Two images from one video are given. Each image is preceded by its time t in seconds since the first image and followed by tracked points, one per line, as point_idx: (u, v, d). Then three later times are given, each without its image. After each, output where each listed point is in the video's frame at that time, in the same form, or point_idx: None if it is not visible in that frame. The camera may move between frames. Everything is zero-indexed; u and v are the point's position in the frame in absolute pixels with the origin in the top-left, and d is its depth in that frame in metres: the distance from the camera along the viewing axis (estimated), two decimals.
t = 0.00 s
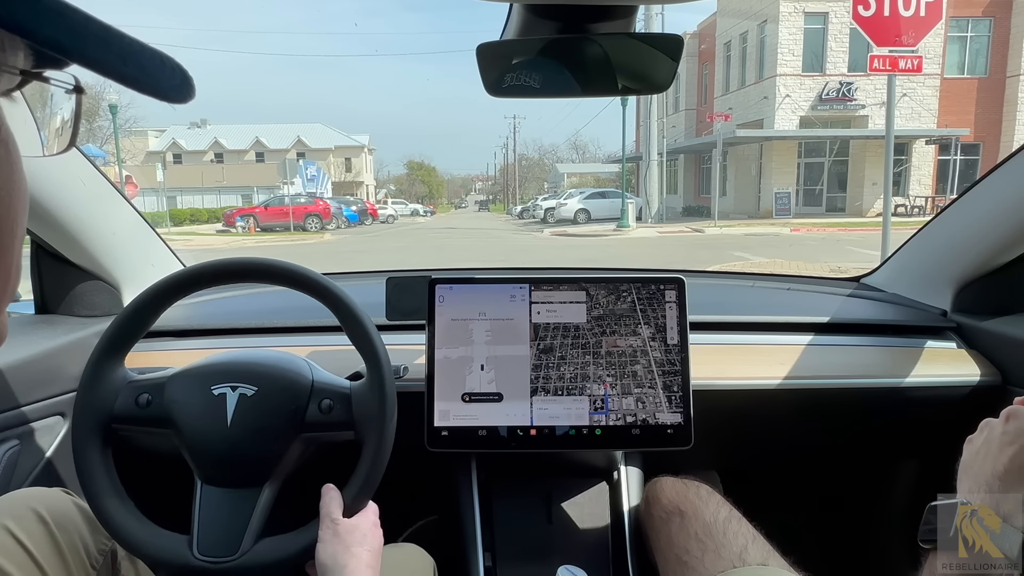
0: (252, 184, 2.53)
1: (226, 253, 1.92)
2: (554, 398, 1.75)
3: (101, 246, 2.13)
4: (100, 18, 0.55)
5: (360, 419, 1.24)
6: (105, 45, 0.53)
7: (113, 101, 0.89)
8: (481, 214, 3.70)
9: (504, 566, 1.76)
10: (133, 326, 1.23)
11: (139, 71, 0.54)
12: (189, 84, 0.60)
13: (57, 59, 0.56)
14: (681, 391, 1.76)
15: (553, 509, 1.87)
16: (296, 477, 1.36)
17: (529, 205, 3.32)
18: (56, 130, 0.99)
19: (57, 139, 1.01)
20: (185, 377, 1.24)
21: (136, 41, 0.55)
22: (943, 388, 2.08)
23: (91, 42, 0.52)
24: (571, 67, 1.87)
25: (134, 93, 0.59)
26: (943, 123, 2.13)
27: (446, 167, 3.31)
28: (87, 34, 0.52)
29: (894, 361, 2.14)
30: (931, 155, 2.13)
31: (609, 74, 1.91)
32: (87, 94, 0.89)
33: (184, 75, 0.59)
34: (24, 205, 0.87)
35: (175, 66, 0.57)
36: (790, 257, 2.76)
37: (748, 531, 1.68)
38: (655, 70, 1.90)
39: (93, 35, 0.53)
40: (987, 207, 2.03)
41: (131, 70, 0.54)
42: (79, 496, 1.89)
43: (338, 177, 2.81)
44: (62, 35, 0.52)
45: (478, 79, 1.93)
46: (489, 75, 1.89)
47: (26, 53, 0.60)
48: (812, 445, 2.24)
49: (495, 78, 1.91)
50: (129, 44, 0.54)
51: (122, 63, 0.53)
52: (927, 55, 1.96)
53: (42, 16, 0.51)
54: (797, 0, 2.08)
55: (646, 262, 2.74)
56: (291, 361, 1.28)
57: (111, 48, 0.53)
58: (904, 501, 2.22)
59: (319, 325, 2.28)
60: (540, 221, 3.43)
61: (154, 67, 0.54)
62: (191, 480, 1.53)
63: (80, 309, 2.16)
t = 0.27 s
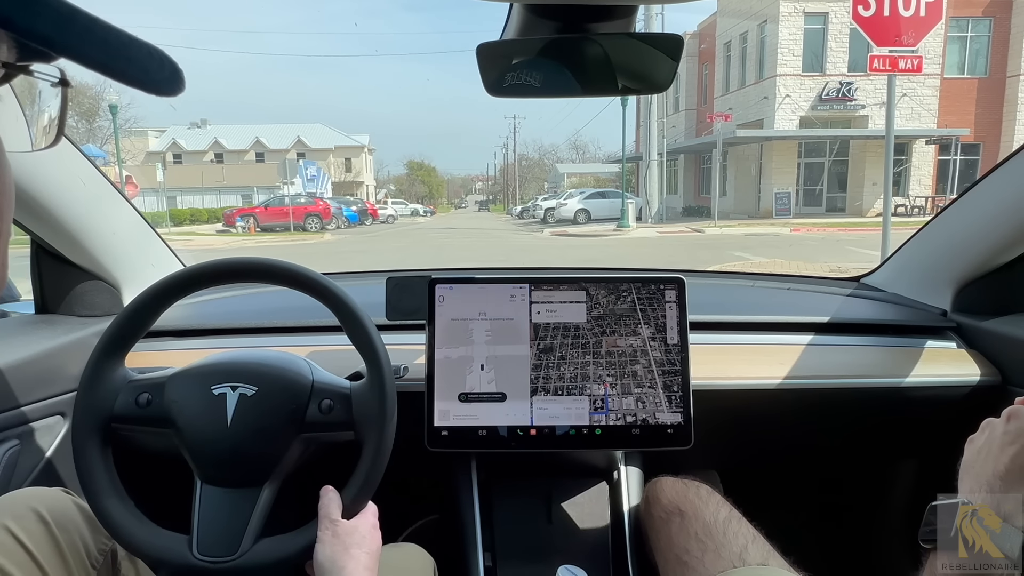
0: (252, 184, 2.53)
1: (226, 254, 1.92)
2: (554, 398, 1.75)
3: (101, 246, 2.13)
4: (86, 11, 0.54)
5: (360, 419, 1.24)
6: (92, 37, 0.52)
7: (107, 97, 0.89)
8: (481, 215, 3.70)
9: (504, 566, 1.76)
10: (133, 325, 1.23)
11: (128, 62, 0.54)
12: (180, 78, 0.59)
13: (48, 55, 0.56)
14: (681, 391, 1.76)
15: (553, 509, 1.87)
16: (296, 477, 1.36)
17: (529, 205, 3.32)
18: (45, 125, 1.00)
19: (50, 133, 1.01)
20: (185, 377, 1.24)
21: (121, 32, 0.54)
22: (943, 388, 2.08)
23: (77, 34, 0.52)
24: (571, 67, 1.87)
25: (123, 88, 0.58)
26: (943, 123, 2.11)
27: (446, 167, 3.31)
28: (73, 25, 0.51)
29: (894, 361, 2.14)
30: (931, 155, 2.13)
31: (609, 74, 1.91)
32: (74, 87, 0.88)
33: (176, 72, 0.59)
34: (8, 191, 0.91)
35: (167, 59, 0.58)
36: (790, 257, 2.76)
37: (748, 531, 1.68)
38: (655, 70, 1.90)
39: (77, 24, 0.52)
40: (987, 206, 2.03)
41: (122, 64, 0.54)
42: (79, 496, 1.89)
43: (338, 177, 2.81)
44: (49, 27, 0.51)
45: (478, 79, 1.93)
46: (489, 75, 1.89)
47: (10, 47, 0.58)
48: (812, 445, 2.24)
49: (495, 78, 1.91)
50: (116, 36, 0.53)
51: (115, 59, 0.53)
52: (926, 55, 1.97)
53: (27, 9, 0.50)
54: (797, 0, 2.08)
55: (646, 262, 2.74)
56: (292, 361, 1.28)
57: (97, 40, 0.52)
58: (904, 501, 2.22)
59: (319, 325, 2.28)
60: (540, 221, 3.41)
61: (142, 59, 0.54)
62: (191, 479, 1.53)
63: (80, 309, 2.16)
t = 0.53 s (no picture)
0: (252, 184, 2.52)
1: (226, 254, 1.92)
2: (554, 398, 1.75)
3: (100, 247, 2.13)
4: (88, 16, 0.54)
5: (360, 418, 1.24)
6: (94, 45, 0.52)
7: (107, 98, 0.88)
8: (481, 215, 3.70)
9: (504, 566, 1.76)
10: (133, 326, 1.23)
11: (129, 70, 0.54)
12: (182, 85, 0.59)
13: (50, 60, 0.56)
14: (681, 391, 1.76)
15: (553, 509, 1.87)
16: (296, 477, 1.36)
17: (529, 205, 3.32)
18: (47, 125, 1.00)
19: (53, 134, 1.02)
20: (185, 377, 1.24)
21: (124, 39, 0.55)
22: (943, 388, 2.08)
23: (80, 42, 0.52)
24: (570, 67, 1.87)
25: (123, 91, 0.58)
26: (944, 123, 2.10)
27: (446, 167, 3.31)
28: (75, 33, 0.51)
29: (894, 361, 2.14)
30: (932, 155, 2.13)
31: (609, 74, 1.92)
32: (74, 89, 0.88)
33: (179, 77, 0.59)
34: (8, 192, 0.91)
35: (167, 64, 0.57)
36: (790, 257, 2.76)
37: (748, 531, 1.68)
38: (654, 70, 1.90)
39: (80, 34, 0.52)
40: (987, 206, 2.03)
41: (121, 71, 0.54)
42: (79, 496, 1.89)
43: (338, 178, 2.81)
44: (51, 33, 0.51)
45: (478, 79, 1.93)
46: (489, 75, 1.89)
47: (14, 52, 0.58)
48: (812, 445, 2.24)
49: (495, 78, 1.91)
50: (120, 45, 0.54)
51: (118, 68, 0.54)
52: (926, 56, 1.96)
53: (31, 13, 0.51)
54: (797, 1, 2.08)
55: (646, 262, 2.74)
56: (292, 361, 1.28)
57: (99, 49, 0.52)
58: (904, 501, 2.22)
59: (319, 325, 2.28)
60: (540, 221, 3.41)
61: (143, 67, 0.54)
62: (191, 480, 1.53)
63: (80, 309, 2.16)
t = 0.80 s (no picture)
0: (252, 184, 2.52)
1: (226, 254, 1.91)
2: (554, 398, 1.75)
3: (100, 247, 2.13)
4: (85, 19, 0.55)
5: (360, 418, 1.24)
6: (93, 47, 0.52)
7: (107, 98, 0.88)
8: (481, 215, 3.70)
9: (505, 566, 1.76)
10: (132, 326, 1.23)
11: (128, 72, 0.54)
12: (178, 86, 0.60)
13: (47, 62, 0.56)
14: (681, 391, 1.76)
15: (553, 509, 1.87)
16: (296, 477, 1.36)
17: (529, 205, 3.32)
18: (48, 126, 1.00)
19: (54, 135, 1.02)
20: (185, 377, 1.24)
21: (119, 41, 0.55)
22: (943, 388, 2.07)
23: (79, 44, 0.52)
24: (570, 67, 1.87)
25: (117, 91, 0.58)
26: (944, 123, 2.10)
27: (446, 167, 3.31)
28: (74, 35, 0.51)
29: (894, 361, 2.14)
30: (932, 155, 2.12)
31: (609, 74, 1.92)
32: (74, 90, 0.88)
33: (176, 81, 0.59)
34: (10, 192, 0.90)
35: (166, 67, 0.58)
36: (790, 257, 2.76)
37: (749, 531, 1.68)
38: (654, 70, 1.90)
39: (79, 35, 0.52)
40: (987, 207, 2.03)
41: (120, 71, 0.54)
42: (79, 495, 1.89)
43: (338, 178, 2.81)
44: (49, 35, 0.51)
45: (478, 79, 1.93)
46: (489, 75, 1.89)
47: (13, 55, 0.58)
48: (812, 445, 2.24)
49: (495, 78, 1.91)
50: (118, 47, 0.54)
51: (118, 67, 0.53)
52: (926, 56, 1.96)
53: (27, 15, 0.50)
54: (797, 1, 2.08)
55: (645, 262, 2.74)
56: (291, 361, 1.28)
57: (98, 51, 0.52)
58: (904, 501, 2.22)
59: (319, 325, 2.28)
60: (540, 221, 3.44)
61: (141, 69, 0.55)
62: (191, 480, 1.53)
63: (80, 309, 2.16)
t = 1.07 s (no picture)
0: (252, 185, 2.52)
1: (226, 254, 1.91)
2: (554, 398, 1.75)
3: (101, 247, 2.13)
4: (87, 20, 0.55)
5: (360, 417, 1.24)
6: (94, 48, 0.52)
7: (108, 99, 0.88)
8: (481, 214, 3.70)
9: (505, 566, 1.76)
10: (132, 327, 1.23)
11: (128, 73, 0.54)
12: (180, 89, 0.60)
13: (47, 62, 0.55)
14: (681, 391, 1.76)
15: (553, 509, 1.87)
16: (296, 477, 1.36)
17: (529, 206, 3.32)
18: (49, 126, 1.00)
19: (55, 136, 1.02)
20: (185, 377, 1.24)
21: (120, 43, 0.55)
22: (943, 387, 2.07)
23: (79, 45, 0.52)
24: (570, 67, 1.87)
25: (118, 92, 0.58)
26: (944, 123, 2.09)
27: (446, 168, 3.31)
28: (75, 37, 0.51)
29: (895, 361, 2.14)
30: (932, 155, 2.12)
31: (609, 74, 1.91)
32: (75, 90, 0.88)
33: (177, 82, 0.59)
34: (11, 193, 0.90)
35: (167, 69, 0.58)
36: (789, 257, 2.76)
37: (748, 531, 1.68)
38: (654, 70, 1.90)
39: (80, 36, 0.52)
40: (987, 207, 2.03)
41: (120, 72, 0.54)
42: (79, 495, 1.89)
43: (338, 178, 2.81)
44: (50, 36, 0.51)
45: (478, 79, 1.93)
46: (489, 75, 1.89)
47: (15, 56, 0.58)
48: (812, 445, 2.24)
49: (495, 78, 1.91)
50: (119, 49, 0.54)
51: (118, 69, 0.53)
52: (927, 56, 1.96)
53: (27, 16, 0.50)
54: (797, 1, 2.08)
55: (645, 262, 2.75)
56: (292, 360, 1.28)
57: (99, 53, 0.52)
58: (904, 501, 2.22)
59: (319, 325, 2.28)
60: (540, 221, 3.45)
61: (142, 70, 0.55)
62: (191, 481, 1.53)
63: (80, 309, 2.16)
